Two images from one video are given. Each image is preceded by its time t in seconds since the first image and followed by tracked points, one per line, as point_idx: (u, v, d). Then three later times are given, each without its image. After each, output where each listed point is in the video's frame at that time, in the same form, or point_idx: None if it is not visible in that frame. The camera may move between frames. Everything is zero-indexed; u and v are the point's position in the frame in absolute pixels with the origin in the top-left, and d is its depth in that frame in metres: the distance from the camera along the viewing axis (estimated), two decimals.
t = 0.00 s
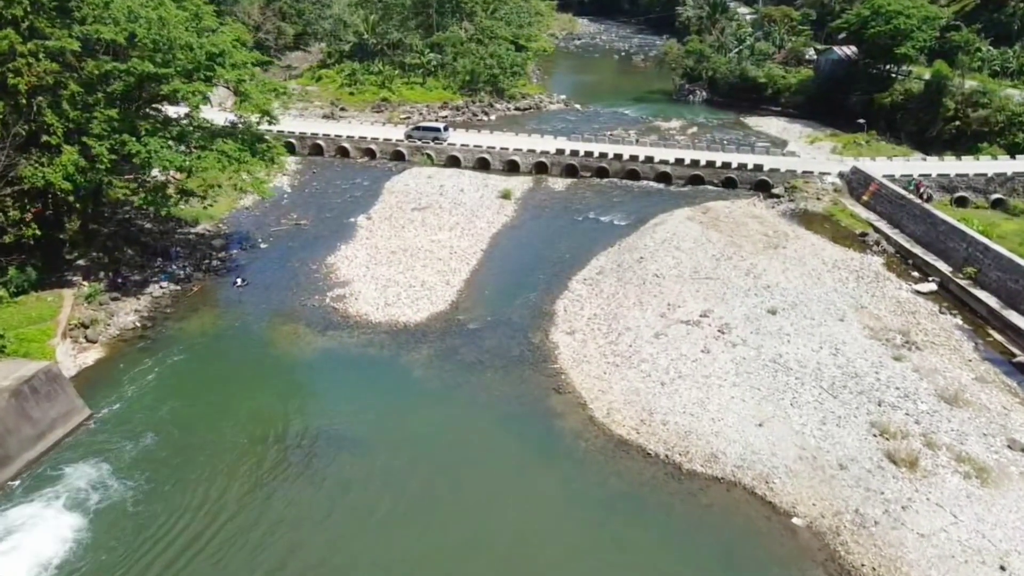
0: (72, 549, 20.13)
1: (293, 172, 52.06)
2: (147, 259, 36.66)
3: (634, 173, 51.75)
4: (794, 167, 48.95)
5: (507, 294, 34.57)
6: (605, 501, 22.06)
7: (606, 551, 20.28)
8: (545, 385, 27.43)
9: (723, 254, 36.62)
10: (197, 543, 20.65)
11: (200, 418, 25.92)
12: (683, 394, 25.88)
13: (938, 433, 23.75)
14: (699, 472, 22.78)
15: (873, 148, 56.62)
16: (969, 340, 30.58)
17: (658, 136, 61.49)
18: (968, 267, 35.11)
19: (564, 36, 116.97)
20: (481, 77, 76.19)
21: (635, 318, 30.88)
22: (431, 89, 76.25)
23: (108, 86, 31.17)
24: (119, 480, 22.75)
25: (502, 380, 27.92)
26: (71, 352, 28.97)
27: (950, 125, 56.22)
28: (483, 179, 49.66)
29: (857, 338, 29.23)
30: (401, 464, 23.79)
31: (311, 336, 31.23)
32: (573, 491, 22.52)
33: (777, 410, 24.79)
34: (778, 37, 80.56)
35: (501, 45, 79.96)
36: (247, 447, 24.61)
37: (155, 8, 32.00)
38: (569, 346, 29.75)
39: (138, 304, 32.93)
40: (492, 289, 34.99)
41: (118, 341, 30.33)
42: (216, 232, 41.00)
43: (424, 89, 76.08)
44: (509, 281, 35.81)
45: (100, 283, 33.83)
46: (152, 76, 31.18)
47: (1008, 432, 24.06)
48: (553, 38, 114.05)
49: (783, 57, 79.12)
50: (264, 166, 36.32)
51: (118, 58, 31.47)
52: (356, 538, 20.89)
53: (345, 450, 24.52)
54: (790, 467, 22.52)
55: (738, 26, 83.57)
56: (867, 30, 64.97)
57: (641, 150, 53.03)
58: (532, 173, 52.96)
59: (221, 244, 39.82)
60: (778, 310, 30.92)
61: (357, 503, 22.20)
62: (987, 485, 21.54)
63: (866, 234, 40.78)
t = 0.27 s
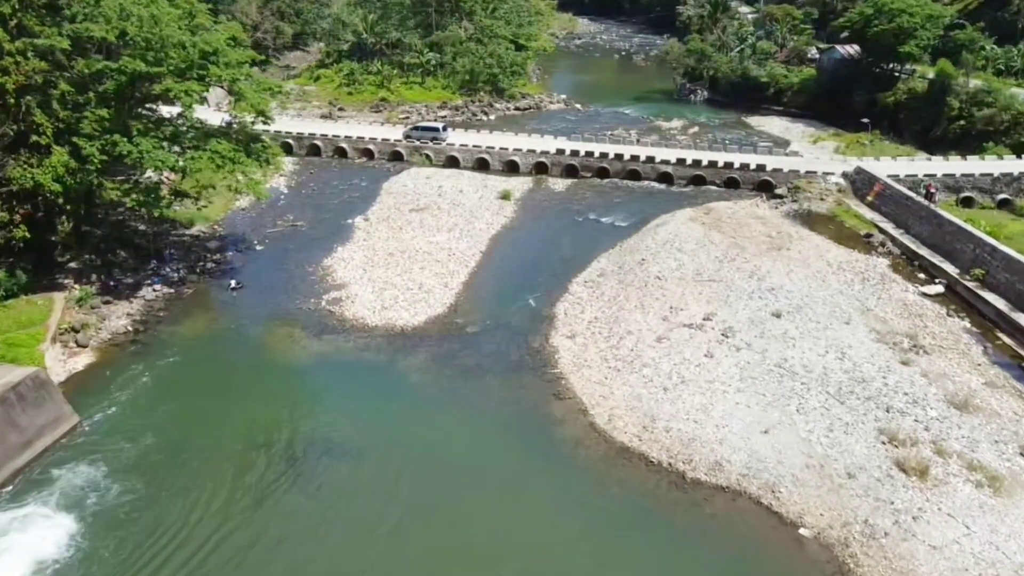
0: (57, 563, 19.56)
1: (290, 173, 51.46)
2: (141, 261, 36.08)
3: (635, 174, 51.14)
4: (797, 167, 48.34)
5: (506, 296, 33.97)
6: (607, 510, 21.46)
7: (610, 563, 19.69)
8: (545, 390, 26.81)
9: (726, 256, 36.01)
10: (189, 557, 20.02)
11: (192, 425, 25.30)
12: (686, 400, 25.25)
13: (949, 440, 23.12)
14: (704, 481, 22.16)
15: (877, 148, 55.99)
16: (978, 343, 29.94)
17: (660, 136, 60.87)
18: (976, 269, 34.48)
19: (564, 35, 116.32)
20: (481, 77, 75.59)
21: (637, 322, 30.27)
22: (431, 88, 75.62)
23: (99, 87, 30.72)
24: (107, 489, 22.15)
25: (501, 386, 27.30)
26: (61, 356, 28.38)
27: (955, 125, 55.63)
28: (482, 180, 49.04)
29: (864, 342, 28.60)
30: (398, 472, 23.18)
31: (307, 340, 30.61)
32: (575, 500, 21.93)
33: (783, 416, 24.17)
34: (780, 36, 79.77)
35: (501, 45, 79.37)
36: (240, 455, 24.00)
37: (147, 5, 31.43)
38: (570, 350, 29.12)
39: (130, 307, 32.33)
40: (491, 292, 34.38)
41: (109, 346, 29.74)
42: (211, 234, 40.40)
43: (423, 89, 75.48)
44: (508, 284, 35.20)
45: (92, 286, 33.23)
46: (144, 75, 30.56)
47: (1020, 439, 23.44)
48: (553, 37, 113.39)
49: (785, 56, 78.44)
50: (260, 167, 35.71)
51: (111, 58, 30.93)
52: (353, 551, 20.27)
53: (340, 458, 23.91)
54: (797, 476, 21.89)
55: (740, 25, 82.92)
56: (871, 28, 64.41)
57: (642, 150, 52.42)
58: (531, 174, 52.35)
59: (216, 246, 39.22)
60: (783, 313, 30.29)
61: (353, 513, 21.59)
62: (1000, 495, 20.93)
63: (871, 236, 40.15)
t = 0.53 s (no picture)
0: None
1: (286, 174, 50.83)
2: (133, 264, 35.45)
3: (635, 174, 50.49)
4: (799, 168, 47.71)
5: (504, 300, 33.33)
6: (609, 521, 20.83)
7: None
8: (543, 397, 26.15)
9: (729, 258, 35.37)
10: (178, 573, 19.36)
11: (182, 433, 24.63)
12: (689, 407, 24.60)
13: (959, 448, 22.46)
14: (707, 491, 21.51)
15: (880, 148, 55.33)
16: (987, 347, 29.24)
17: (660, 136, 60.26)
18: (984, 271, 33.81)
19: (564, 35, 115.74)
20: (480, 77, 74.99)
21: (638, 326, 29.62)
22: (429, 89, 75.01)
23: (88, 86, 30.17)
24: (93, 500, 21.51)
25: (499, 392, 26.66)
26: (49, 362, 27.76)
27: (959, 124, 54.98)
28: (481, 181, 48.39)
29: (871, 347, 27.94)
30: (394, 483, 22.55)
31: (300, 345, 29.96)
32: (575, 511, 21.28)
33: (788, 424, 23.51)
34: (781, 35, 79.13)
35: (500, 44, 78.76)
36: (231, 464, 23.34)
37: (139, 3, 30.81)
38: (569, 355, 28.48)
39: (120, 311, 31.69)
40: (489, 295, 33.74)
41: (98, 350, 29.10)
42: (205, 236, 39.77)
43: (422, 89, 74.88)
44: (507, 287, 34.55)
45: (82, 290, 32.58)
46: (134, 74, 29.84)
47: None
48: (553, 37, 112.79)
49: (787, 55, 77.77)
50: (254, 169, 35.09)
51: (101, 57, 30.32)
52: (348, 564, 19.63)
53: (334, 468, 23.26)
54: (803, 486, 21.23)
55: (741, 24, 82.28)
56: (873, 28, 63.79)
57: (643, 150, 51.77)
58: (531, 175, 51.72)
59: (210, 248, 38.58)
60: (787, 316, 29.64)
61: (346, 525, 20.96)
62: (1014, 506, 20.26)
63: (875, 237, 39.50)
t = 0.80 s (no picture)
0: None
1: (283, 174, 50.20)
2: (125, 266, 34.78)
3: (636, 174, 49.83)
4: (803, 167, 47.07)
5: (503, 302, 32.69)
6: (611, 531, 20.20)
7: None
8: (543, 402, 25.51)
9: (732, 259, 34.72)
10: None
11: (172, 441, 23.96)
12: (692, 413, 23.95)
13: (971, 456, 21.82)
14: (712, 500, 20.86)
15: (884, 147, 54.67)
16: (997, 350, 28.59)
17: (661, 136, 59.61)
18: (992, 272, 33.18)
19: (564, 34, 115.10)
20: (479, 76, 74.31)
21: (639, 329, 28.96)
22: (428, 88, 74.39)
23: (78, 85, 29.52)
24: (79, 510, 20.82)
25: (497, 397, 26.03)
26: (37, 367, 27.10)
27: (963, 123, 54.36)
28: (480, 181, 47.74)
29: (878, 350, 27.30)
30: (389, 492, 21.90)
31: (295, 349, 29.33)
32: (576, 521, 20.65)
33: (795, 430, 22.86)
34: (783, 34, 78.58)
35: (500, 43, 78.11)
36: (222, 473, 22.69)
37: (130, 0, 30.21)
38: (570, 359, 27.83)
39: (111, 315, 31.04)
40: (488, 297, 33.11)
41: (87, 355, 28.46)
42: (199, 237, 39.13)
43: (420, 89, 74.28)
44: (506, 289, 33.91)
45: (73, 292, 31.90)
46: (125, 72, 29.25)
47: None
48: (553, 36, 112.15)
49: (789, 53, 77.10)
50: (248, 169, 34.52)
51: (91, 55, 29.71)
52: None
53: (328, 476, 22.62)
54: (811, 495, 20.57)
55: (742, 22, 81.66)
56: (877, 25, 63.41)
57: (644, 150, 51.13)
58: (530, 175, 51.07)
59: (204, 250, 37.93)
60: (793, 319, 28.98)
61: (340, 536, 20.32)
62: None
63: (880, 238, 38.85)
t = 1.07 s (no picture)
0: None
1: (280, 175, 49.60)
2: (117, 269, 34.18)
3: (637, 175, 49.21)
4: (806, 167, 46.47)
5: (502, 305, 32.10)
6: (614, 543, 19.60)
7: None
8: (542, 409, 24.89)
9: (735, 261, 34.10)
10: None
11: (163, 451, 23.33)
12: (696, 420, 23.34)
13: (984, 464, 21.22)
14: (716, 511, 20.26)
15: (887, 147, 54.07)
16: (1007, 354, 27.97)
17: (663, 136, 59.00)
18: (1000, 274, 32.59)
19: (564, 34, 114.51)
20: (478, 76, 73.66)
21: (641, 333, 28.36)
22: (427, 88, 73.81)
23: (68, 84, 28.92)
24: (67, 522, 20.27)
25: (496, 403, 25.42)
26: (25, 373, 26.51)
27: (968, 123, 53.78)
28: (479, 181, 47.12)
29: (886, 355, 26.69)
30: (385, 503, 21.29)
31: (290, 354, 28.68)
32: (577, 531, 20.09)
33: (801, 438, 22.25)
34: (785, 32, 78.06)
35: (499, 43, 77.51)
36: (214, 483, 22.11)
37: None
38: (570, 364, 27.23)
39: (102, 319, 30.43)
40: (487, 300, 32.51)
41: (77, 360, 27.86)
42: (194, 239, 38.52)
43: (419, 88, 73.70)
44: (505, 292, 33.31)
45: (64, 296, 31.27)
46: (116, 72, 28.69)
47: None
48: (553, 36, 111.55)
49: (791, 52, 76.51)
50: (242, 170, 33.99)
51: (82, 53, 29.13)
52: None
53: (322, 487, 22.02)
54: (819, 506, 19.96)
55: (744, 21, 81.05)
56: (880, 23, 63.25)
57: (645, 150, 50.53)
58: (530, 175, 50.46)
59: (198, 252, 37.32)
60: (798, 323, 28.37)
61: (336, 549, 19.74)
62: None
63: (886, 239, 38.25)
